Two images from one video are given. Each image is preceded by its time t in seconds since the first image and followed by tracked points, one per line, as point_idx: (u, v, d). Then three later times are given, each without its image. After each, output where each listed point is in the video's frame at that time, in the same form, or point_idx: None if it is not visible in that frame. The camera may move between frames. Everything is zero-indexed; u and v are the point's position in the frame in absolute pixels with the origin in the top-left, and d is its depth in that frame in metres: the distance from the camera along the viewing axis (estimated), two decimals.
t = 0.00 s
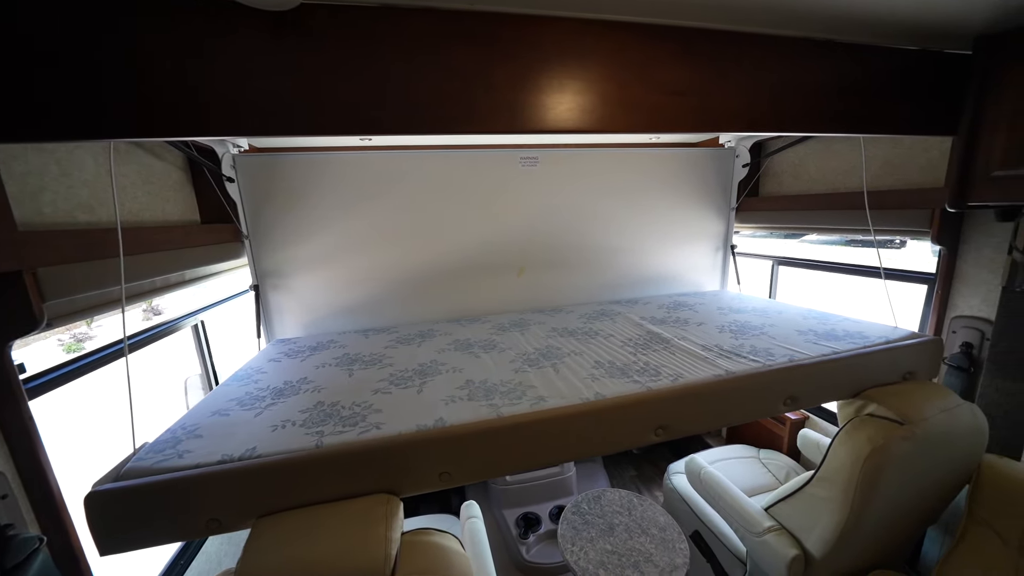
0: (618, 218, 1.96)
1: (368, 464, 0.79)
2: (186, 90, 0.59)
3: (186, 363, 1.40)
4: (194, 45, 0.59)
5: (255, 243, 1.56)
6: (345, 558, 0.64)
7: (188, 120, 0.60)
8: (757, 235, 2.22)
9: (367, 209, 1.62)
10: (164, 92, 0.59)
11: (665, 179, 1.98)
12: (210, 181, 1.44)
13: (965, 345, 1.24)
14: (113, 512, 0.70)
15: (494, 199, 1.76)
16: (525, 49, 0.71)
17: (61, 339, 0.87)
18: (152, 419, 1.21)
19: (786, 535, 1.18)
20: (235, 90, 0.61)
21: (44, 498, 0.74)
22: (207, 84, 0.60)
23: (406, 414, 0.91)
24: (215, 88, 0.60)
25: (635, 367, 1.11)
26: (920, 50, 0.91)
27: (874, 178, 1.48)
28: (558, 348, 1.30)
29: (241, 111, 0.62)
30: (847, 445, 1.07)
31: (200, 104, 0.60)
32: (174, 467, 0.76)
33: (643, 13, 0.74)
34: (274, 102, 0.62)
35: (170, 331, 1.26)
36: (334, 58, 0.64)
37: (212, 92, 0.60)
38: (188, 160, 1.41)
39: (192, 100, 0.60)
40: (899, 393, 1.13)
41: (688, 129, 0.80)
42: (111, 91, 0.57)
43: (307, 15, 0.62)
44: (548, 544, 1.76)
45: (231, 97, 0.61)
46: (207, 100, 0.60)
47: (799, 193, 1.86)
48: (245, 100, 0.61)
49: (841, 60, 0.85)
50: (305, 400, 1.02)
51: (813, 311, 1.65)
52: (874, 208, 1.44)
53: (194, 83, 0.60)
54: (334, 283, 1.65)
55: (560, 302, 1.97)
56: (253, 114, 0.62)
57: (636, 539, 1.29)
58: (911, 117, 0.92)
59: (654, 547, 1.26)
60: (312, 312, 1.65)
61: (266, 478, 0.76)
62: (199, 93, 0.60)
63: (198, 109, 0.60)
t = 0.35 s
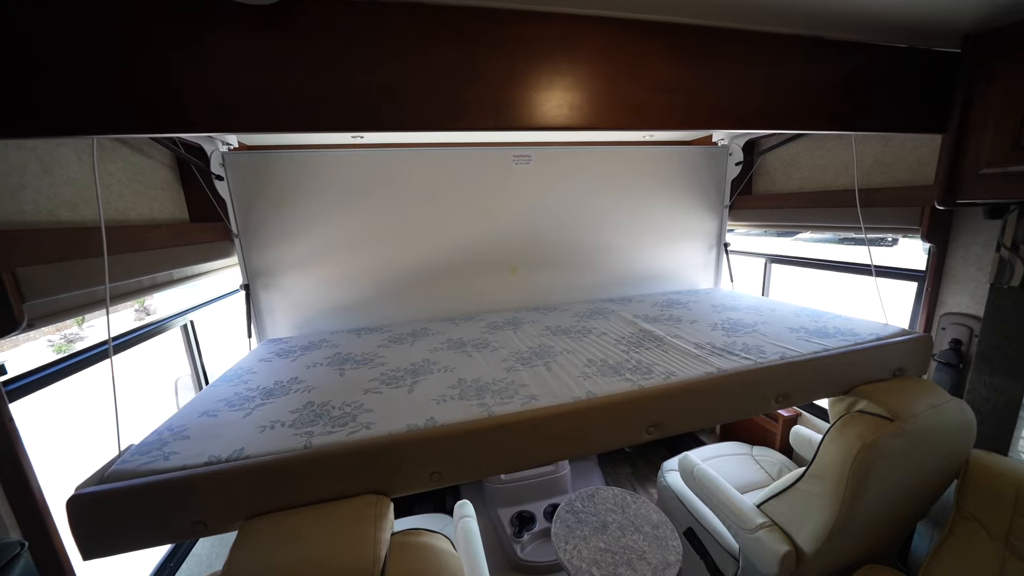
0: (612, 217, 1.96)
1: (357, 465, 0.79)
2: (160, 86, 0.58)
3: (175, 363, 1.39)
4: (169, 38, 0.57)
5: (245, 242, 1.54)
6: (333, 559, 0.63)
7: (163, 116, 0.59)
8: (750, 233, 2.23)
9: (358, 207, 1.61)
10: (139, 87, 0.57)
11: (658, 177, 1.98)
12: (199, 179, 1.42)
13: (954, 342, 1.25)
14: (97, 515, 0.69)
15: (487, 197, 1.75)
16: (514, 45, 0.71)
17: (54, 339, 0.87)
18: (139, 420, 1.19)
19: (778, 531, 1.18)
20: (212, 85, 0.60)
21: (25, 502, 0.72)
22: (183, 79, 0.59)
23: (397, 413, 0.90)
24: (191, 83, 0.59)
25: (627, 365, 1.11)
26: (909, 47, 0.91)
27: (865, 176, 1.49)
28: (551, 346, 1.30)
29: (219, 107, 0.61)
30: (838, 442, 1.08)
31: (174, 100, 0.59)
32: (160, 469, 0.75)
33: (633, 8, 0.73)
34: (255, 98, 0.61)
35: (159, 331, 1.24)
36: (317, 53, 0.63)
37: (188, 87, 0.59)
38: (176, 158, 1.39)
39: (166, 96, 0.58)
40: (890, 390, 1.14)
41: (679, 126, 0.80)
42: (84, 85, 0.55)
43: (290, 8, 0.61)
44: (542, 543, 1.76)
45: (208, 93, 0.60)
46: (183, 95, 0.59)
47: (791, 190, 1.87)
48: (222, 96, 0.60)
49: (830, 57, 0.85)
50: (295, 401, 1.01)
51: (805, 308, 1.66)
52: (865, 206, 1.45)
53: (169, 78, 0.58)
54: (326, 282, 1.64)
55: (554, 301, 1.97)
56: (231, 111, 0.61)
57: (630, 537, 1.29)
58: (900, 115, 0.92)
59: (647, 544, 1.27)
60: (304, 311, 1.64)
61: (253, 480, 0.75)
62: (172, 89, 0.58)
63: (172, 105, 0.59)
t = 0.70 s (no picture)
0: (605, 215, 1.96)
1: (345, 465, 0.78)
2: (138, 81, 0.57)
3: (162, 363, 1.37)
4: (139, 29, 0.56)
5: (233, 240, 1.52)
6: (318, 560, 0.62)
7: (143, 113, 0.58)
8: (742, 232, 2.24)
9: (349, 205, 1.59)
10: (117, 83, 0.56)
11: (651, 175, 1.98)
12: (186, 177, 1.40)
13: (941, 339, 1.26)
14: (79, 518, 0.68)
15: (480, 194, 1.75)
16: (503, 40, 0.70)
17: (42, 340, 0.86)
18: (126, 421, 1.17)
19: (768, 527, 1.19)
20: (195, 81, 0.59)
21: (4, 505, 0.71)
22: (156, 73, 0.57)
23: (386, 413, 0.89)
24: (172, 79, 0.58)
25: (618, 363, 1.11)
26: (898, 46, 0.92)
27: (855, 175, 1.50)
28: (543, 345, 1.30)
29: (201, 104, 0.60)
30: (827, 439, 1.09)
31: (154, 97, 0.58)
32: (143, 472, 0.74)
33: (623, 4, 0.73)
34: (237, 94, 0.60)
35: (146, 330, 1.22)
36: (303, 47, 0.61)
37: (162, 82, 0.58)
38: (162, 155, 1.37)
39: (138, 89, 0.57)
40: (878, 386, 1.15)
41: (669, 124, 0.80)
42: (61, 79, 0.54)
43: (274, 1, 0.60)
44: (536, 541, 1.76)
45: (190, 89, 0.59)
46: (163, 91, 0.58)
47: (783, 189, 1.88)
48: (204, 92, 0.59)
49: (820, 54, 0.85)
50: (283, 401, 0.99)
51: (796, 306, 1.67)
52: (855, 204, 1.46)
53: (149, 74, 0.57)
54: (316, 281, 1.62)
55: (546, 299, 1.97)
56: (213, 107, 0.60)
57: (622, 535, 1.30)
58: (889, 113, 0.93)
59: (639, 542, 1.27)
60: (295, 310, 1.62)
61: (239, 482, 0.74)
62: (152, 85, 0.58)
63: (152, 102, 0.58)
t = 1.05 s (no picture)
0: (597, 213, 1.96)
1: (333, 466, 0.77)
2: (116, 76, 0.56)
3: (150, 364, 1.35)
4: (118, 24, 0.56)
5: (222, 238, 1.50)
6: (304, 561, 0.62)
7: (123, 109, 0.57)
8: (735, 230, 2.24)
9: (340, 203, 1.58)
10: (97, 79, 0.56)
11: (644, 174, 1.99)
12: (172, 174, 1.37)
13: (929, 336, 1.27)
14: (59, 522, 0.67)
15: (472, 193, 1.74)
16: (491, 37, 0.69)
17: (28, 341, 0.85)
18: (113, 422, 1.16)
19: (758, 523, 1.20)
20: (177, 77, 0.58)
21: None
22: (136, 68, 0.57)
23: (376, 413, 0.89)
24: (152, 75, 0.58)
25: (610, 361, 1.11)
26: (886, 45, 0.92)
27: (846, 173, 1.51)
28: (535, 343, 1.30)
29: (184, 99, 0.59)
30: (816, 436, 1.09)
31: (135, 92, 0.58)
32: (126, 474, 0.72)
33: None
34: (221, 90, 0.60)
35: (132, 330, 1.20)
36: (287, 42, 0.61)
37: (141, 76, 0.57)
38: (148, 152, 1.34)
39: (116, 84, 0.57)
40: (867, 383, 1.16)
41: (660, 121, 0.79)
42: (36, 75, 0.54)
43: None
44: (529, 539, 1.76)
45: (173, 85, 0.58)
46: (143, 87, 0.58)
47: (774, 187, 1.88)
48: (183, 87, 0.59)
49: (808, 52, 0.85)
50: (272, 401, 0.98)
51: (787, 303, 1.68)
52: (846, 202, 1.47)
53: (128, 69, 0.57)
54: (307, 280, 1.60)
55: (540, 297, 1.96)
56: (195, 103, 0.60)
57: (614, 532, 1.30)
58: (877, 111, 0.93)
59: (631, 539, 1.27)
60: (285, 309, 1.61)
61: (225, 483, 0.73)
62: (132, 80, 0.57)
63: (133, 98, 0.58)
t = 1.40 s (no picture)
0: (589, 211, 1.96)
1: (321, 466, 0.76)
2: (94, 71, 0.56)
3: (137, 364, 1.33)
4: (94, 18, 0.55)
5: (209, 237, 1.48)
6: (291, 562, 0.61)
7: (100, 104, 0.56)
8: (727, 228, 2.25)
9: (330, 200, 1.56)
10: (74, 72, 0.55)
11: (636, 172, 1.99)
12: (158, 172, 1.35)
13: (917, 332, 1.29)
14: (38, 527, 0.65)
15: (464, 190, 1.73)
16: (478, 31, 0.68)
17: (14, 342, 0.85)
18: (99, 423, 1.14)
19: (750, 519, 1.21)
20: (155, 71, 0.58)
21: None
22: (114, 63, 0.56)
23: (365, 413, 0.88)
24: (130, 69, 0.57)
25: (601, 359, 1.11)
26: (874, 43, 0.93)
27: (836, 171, 1.51)
28: (527, 341, 1.29)
29: (162, 94, 0.58)
30: (806, 431, 1.10)
31: (112, 86, 0.57)
32: (108, 477, 0.71)
33: None
34: (203, 84, 0.59)
35: (117, 330, 1.19)
36: (269, 36, 0.60)
37: (119, 72, 0.57)
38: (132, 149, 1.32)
39: (93, 79, 0.56)
40: (856, 379, 1.17)
41: (649, 118, 0.79)
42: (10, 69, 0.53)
43: None
44: (523, 537, 1.76)
45: (150, 80, 0.58)
46: (121, 81, 0.57)
47: (766, 185, 1.89)
48: (162, 82, 0.58)
49: (796, 49, 0.85)
50: (260, 401, 0.97)
51: (778, 301, 1.69)
52: (836, 200, 1.47)
53: (106, 64, 0.56)
54: (297, 279, 1.59)
55: (532, 295, 1.96)
56: (174, 99, 0.59)
57: (606, 529, 1.30)
58: (866, 108, 0.94)
59: (623, 536, 1.28)
60: (275, 309, 1.59)
61: (210, 486, 0.71)
62: (110, 74, 0.56)
63: (111, 93, 0.57)
